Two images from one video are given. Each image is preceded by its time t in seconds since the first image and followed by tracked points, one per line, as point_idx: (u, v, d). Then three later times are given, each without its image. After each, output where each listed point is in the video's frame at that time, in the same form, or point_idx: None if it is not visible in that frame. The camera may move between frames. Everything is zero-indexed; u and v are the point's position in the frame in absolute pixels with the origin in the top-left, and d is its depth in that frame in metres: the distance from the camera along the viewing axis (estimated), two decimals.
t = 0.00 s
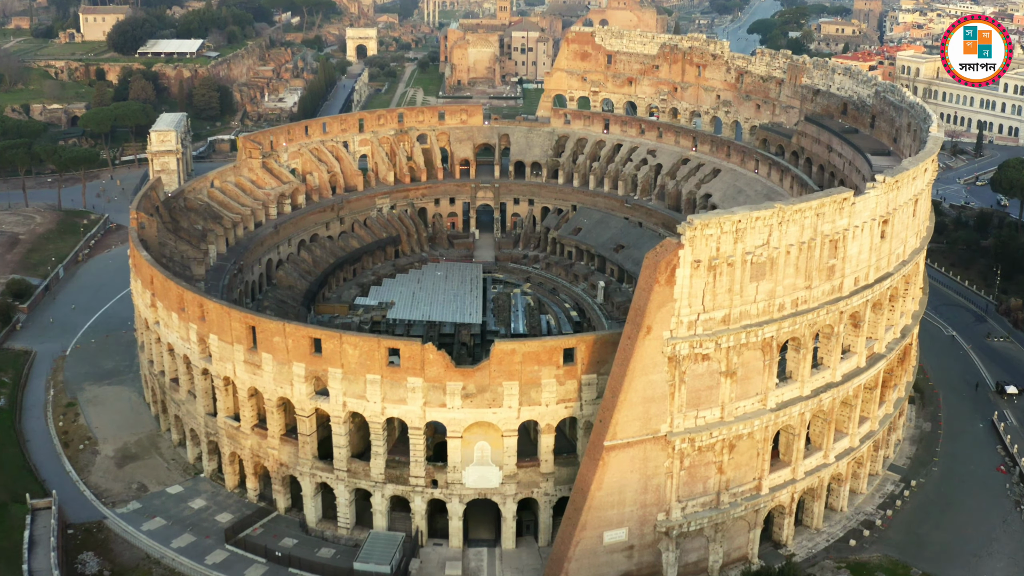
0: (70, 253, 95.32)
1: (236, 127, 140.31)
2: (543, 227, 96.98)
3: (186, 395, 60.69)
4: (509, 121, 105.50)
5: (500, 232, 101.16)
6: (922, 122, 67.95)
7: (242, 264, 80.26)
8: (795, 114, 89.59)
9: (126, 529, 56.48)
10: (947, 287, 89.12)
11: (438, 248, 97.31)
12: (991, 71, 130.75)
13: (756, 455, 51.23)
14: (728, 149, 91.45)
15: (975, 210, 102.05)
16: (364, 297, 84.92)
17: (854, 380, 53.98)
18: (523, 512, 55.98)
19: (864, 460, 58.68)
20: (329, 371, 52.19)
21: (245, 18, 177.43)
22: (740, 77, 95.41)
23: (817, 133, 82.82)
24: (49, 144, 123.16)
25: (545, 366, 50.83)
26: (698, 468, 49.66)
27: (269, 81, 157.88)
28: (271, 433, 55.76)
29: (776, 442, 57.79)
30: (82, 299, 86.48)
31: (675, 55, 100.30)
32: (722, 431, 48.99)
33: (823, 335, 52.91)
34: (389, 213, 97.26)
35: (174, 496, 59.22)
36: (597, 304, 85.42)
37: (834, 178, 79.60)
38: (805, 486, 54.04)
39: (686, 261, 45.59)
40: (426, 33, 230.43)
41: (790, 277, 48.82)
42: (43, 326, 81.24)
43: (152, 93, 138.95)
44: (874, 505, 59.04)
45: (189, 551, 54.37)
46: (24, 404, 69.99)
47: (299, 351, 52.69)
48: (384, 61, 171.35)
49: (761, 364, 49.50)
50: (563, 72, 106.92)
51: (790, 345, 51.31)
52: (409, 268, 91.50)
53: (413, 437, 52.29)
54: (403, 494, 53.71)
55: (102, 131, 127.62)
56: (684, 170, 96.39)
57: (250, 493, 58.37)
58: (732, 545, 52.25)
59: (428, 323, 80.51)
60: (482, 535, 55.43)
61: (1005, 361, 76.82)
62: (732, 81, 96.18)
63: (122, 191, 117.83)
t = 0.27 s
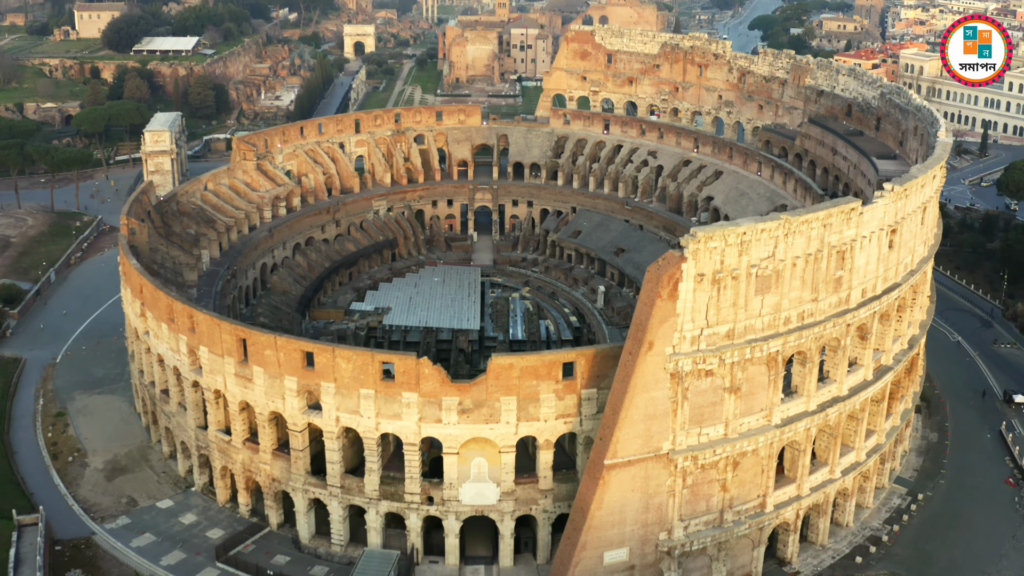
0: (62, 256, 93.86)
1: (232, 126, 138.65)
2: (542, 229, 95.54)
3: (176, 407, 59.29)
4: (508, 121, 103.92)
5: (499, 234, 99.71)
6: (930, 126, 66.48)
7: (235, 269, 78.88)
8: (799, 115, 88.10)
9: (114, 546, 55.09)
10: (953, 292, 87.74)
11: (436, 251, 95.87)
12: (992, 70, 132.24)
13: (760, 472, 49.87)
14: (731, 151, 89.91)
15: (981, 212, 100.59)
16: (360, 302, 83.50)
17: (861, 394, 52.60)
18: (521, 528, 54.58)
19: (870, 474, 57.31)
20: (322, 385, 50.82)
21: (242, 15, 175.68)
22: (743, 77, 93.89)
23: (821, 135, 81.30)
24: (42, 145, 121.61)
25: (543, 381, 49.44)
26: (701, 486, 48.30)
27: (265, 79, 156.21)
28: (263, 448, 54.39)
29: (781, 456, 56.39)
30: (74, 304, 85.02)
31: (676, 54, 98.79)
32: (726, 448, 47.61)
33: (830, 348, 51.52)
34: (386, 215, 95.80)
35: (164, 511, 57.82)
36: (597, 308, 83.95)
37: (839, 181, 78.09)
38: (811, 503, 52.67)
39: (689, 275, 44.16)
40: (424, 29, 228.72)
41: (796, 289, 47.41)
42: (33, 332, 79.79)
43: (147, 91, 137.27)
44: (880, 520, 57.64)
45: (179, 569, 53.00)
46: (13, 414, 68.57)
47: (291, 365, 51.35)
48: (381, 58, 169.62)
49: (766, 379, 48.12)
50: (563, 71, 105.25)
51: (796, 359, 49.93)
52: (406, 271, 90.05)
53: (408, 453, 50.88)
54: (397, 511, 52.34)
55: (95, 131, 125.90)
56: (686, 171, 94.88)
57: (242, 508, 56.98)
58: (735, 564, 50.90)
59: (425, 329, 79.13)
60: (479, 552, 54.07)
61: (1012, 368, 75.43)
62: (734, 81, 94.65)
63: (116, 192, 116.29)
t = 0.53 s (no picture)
0: (53, 259, 92.21)
1: (227, 123, 136.82)
2: (541, 231, 93.91)
3: (165, 421, 57.74)
4: (506, 119, 102.15)
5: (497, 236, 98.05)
6: (939, 129, 64.77)
7: (228, 274, 77.27)
8: (803, 115, 86.42)
9: (101, 564, 53.55)
10: (959, 295, 86.18)
11: (433, 253, 94.25)
12: (991, 70, 129.13)
13: (765, 491, 48.34)
14: (733, 151, 88.18)
15: (987, 213, 98.96)
16: (356, 307, 81.92)
17: (869, 409, 51.06)
18: (519, 546, 53.15)
19: (878, 490, 55.77)
20: (313, 402, 49.25)
21: (237, 9, 173.65)
22: (745, 76, 92.13)
23: (826, 137, 79.60)
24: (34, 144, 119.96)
25: (542, 398, 47.87)
26: (704, 507, 46.78)
27: (262, 75, 154.29)
28: (253, 464, 52.87)
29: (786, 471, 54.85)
30: (64, 308, 83.40)
31: (677, 52, 97.06)
32: (730, 468, 46.09)
33: (837, 363, 49.96)
34: (382, 217, 94.16)
35: (152, 528, 56.29)
36: (597, 313, 82.32)
37: (844, 184, 76.41)
38: (817, 521, 51.14)
39: (693, 291, 42.55)
40: (423, 23, 226.59)
41: (803, 304, 45.83)
42: (22, 338, 78.19)
43: (141, 88, 135.40)
44: (888, 536, 56.14)
45: None
46: None
47: (281, 381, 49.78)
48: (379, 53, 167.60)
49: (772, 397, 46.57)
50: (562, 69, 103.45)
51: (802, 375, 48.37)
52: (403, 274, 88.41)
53: (403, 471, 49.33)
54: (391, 530, 50.83)
55: (88, 129, 124.17)
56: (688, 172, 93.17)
57: (233, 525, 55.47)
58: None
59: (421, 334, 77.55)
60: (475, 571, 52.61)
61: (1020, 375, 73.90)
62: (737, 80, 92.89)
63: (108, 191, 114.63)
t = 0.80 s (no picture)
0: (43, 260, 90.59)
1: (222, 119, 134.94)
2: (540, 232, 92.24)
3: (153, 434, 56.22)
4: (505, 118, 100.40)
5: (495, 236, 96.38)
6: (948, 133, 63.13)
7: (220, 278, 75.69)
8: (807, 114, 84.76)
9: None
10: (965, 298, 84.60)
11: (430, 254, 92.58)
12: (991, 70, 125.13)
13: (771, 511, 46.79)
14: (736, 152, 86.49)
15: (994, 213, 97.34)
16: (351, 311, 80.37)
17: (877, 425, 49.52)
18: (516, 565, 51.72)
19: (885, 505, 54.28)
20: (304, 419, 47.69)
21: (233, 3, 171.63)
22: (748, 74, 90.42)
23: (831, 138, 77.95)
24: (26, 142, 118.23)
25: (540, 415, 46.32)
26: (708, 528, 45.24)
27: (258, 70, 152.34)
28: (243, 481, 51.38)
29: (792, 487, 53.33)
30: (54, 313, 81.80)
31: (679, 49, 95.39)
32: (735, 489, 44.57)
33: (845, 378, 48.41)
34: (378, 217, 92.51)
35: (140, 544, 54.78)
36: (597, 317, 80.71)
37: (850, 186, 74.81)
38: (824, 540, 49.62)
39: (696, 308, 40.98)
40: (421, 16, 224.40)
41: (810, 319, 44.27)
42: (10, 344, 76.58)
43: (135, 84, 133.54)
44: (895, 553, 54.66)
45: None
46: None
47: (270, 397, 48.25)
48: (376, 47, 165.56)
49: (778, 415, 45.04)
50: (561, 66, 101.68)
51: (809, 392, 46.81)
52: (399, 277, 86.72)
53: (396, 490, 47.82)
54: (385, 549, 49.33)
55: (81, 126, 122.33)
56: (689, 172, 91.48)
57: (223, 542, 54.00)
58: None
59: (417, 340, 75.98)
60: None
61: None
62: (740, 78, 91.15)
63: (101, 189, 112.93)
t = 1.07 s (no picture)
0: (34, 262, 88.96)
1: (218, 115, 133.06)
2: (539, 233, 90.52)
3: (141, 449, 54.72)
4: (503, 116, 98.65)
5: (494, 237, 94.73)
6: (958, 136, 61.49)
7: (212, 283, 74.11)
8: (812, 114, 83.05)
9: None
10: (973, 302, 83.05)
11: (427, 255, 90.92)
12: (992, 70, 122.54)
13: (776, 533, 45.32)
14: (739, 152, 84.81)
15: (1001, 213, 95.77)
16: (346, 316, 78.84)
17: (886, 443, 48.04)
18: None
19: (893, 523, 52.81)
20: (294, 437, 46.18)
21: None
22: (751, 72, 88.70)
23: (836, 139, 76.28)
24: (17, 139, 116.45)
25: (538, 434, 44.83)
26: (712, 552, 43.78)
27: (254, 64, 150.37)
28: (233, 499, 49.91)
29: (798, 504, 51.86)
30: (44, 317, 80.19)
31: (681, 47, 93.63)
32: (740, 511, 43.11)
33: (853, 395, 46.92)
34: (374, 218, 90.86)
35: (128, 562, 53.32)
36: (597, 321, 79.09)
37: (856, 189, 73.19)
38: (831, 561, 48.15)
39: (701, 327, 39.42)
40: (419, 7, 222.12)
41: (818, 336, 42.72)
42: None
43: (129, 79, 131.63)
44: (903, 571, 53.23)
45: None
46: None
47: (260, 415, 46.73)
48: (374, 41, 163.55)
49: (784, 435, 43.54)
50: (561, 63, 99.72)
51: (816, 410, 45.31)
52: (395, 279, 85.06)
53: (390, 511, 46.35)
54: (379, 571, 47.85)
55: (73, 124, 120.21)
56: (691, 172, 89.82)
57: (212, 561, 52.56)
58: None
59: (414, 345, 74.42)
60: None
61: None
62: (743, 76, 89.40)
63: (94, 188, 111.19)
